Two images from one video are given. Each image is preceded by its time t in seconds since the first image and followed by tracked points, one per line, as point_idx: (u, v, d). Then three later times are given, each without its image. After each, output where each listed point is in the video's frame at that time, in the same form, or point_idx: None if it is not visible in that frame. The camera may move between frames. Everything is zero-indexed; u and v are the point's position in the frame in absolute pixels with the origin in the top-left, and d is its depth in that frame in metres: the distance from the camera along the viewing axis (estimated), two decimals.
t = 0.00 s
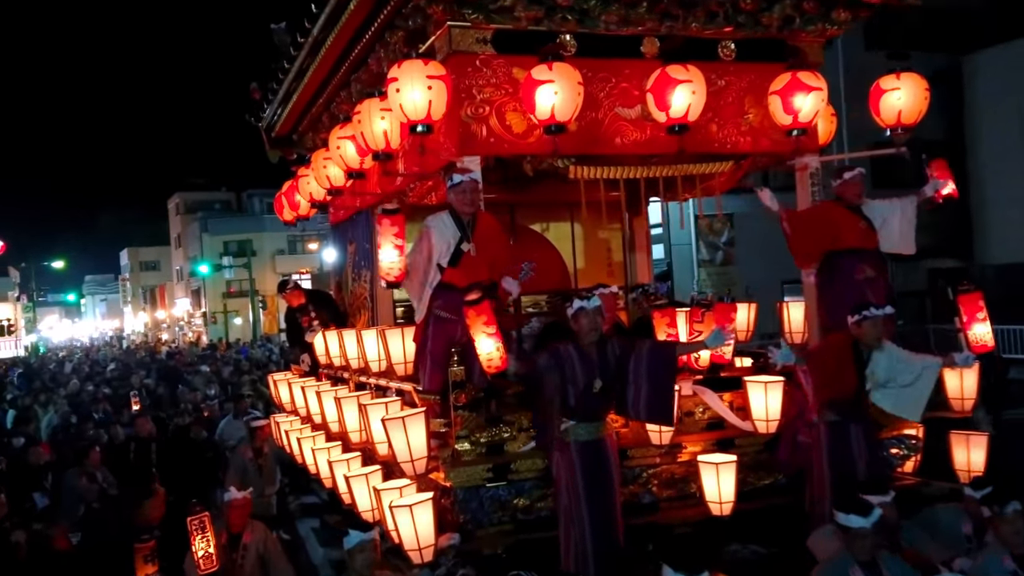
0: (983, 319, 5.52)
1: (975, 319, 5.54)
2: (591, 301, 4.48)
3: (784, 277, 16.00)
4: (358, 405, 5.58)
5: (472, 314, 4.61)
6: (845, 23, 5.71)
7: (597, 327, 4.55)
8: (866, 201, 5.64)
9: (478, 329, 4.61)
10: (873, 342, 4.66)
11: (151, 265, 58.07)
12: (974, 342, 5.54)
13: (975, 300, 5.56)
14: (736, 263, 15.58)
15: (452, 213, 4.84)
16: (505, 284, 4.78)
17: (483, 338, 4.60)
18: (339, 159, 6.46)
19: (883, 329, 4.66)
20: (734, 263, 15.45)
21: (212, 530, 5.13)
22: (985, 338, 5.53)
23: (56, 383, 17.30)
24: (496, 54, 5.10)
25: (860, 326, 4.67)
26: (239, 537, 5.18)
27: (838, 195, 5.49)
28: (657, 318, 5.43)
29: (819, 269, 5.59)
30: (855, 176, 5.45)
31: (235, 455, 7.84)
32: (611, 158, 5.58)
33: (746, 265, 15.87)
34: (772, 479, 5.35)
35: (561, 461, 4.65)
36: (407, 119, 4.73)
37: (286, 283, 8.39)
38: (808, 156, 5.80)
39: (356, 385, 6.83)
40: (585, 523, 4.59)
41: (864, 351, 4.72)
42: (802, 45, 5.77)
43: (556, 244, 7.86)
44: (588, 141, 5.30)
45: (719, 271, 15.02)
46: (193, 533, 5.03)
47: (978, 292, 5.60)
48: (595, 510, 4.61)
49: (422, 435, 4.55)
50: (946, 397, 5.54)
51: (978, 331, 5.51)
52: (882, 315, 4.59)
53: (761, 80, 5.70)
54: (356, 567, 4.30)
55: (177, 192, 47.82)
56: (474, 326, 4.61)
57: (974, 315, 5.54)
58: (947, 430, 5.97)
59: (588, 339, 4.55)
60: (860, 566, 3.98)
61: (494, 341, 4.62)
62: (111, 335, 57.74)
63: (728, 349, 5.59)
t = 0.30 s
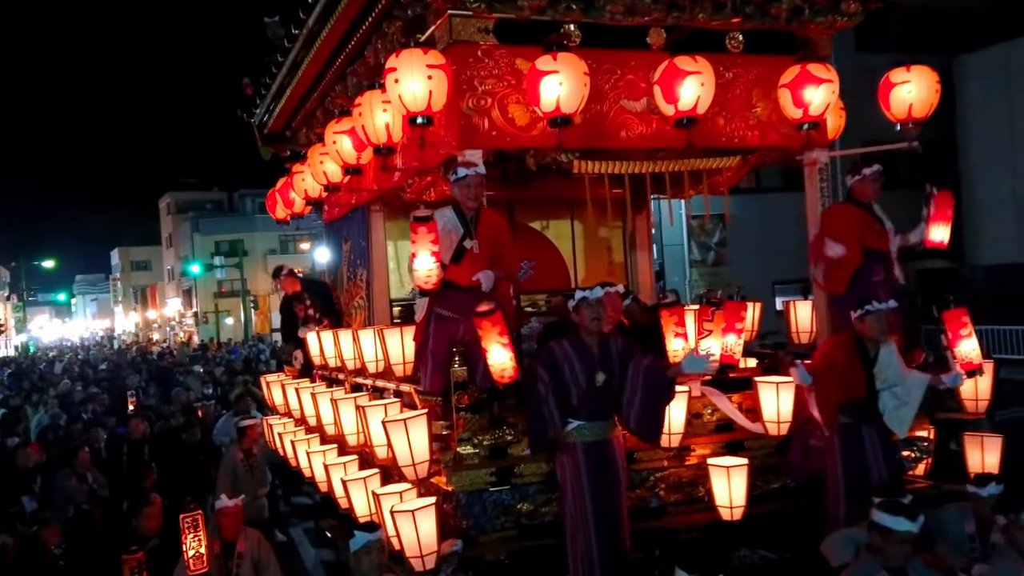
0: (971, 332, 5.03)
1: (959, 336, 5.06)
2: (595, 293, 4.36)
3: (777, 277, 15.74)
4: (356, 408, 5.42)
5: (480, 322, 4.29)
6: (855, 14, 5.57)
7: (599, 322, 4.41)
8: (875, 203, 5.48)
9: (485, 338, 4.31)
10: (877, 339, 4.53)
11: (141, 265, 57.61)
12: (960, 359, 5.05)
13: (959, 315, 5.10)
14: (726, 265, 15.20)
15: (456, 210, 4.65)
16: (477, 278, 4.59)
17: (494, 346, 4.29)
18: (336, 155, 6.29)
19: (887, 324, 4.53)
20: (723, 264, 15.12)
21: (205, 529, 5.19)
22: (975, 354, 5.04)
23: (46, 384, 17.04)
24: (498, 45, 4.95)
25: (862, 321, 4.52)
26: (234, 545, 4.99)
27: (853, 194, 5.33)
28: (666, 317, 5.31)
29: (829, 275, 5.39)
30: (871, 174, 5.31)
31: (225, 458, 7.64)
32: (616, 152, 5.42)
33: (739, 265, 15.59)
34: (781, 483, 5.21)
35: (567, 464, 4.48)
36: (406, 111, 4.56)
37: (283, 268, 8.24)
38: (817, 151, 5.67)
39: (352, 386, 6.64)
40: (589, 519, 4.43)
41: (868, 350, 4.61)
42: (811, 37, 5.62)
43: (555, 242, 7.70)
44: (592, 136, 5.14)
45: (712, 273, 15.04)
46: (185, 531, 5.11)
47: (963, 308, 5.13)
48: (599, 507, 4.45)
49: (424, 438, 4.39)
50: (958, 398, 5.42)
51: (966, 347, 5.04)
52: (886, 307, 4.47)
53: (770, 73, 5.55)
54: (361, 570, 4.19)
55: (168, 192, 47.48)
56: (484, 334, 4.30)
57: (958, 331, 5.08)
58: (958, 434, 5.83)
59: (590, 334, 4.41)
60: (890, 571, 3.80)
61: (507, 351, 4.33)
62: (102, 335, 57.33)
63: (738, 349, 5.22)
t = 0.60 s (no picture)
0: (961, 350, 5.28)
1: (949, 354, 5.29)
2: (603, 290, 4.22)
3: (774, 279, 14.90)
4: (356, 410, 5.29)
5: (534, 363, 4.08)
6: (869, 5, 5.45)
7: (608, 320, 4.28)
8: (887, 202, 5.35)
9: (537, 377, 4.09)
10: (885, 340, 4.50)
11: (135, 264, 57.25)
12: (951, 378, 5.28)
13: (948, 332, 5.30)
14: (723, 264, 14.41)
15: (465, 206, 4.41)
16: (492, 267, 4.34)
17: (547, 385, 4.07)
18: (334, 150, 6.12)
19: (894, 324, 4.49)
20: (719, 263, 14.24)
21: (197, 526, 4.80)
22: (963, 373, 5.25)
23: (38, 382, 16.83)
24: (505, 35, 4.80)
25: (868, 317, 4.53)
26: (224, 553, 4.95)
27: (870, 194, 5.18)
28: (678, 314, 5.15)
29: (859, 279, 5.05)
30: (888, 174, 5.17)
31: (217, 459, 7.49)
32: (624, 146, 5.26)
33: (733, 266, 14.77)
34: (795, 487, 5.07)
35: (575, 468, 4.31)
36: (411, 102, 4.41)
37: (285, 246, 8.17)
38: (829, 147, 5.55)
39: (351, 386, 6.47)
40: (598, 523, 4.26)
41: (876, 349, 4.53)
42: (823, 28, 5.48)
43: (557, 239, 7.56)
44: (600, 129, 4.99)
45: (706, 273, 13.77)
46: (177, 528, 4.71)
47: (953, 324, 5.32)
48: (610, 510, 4.29)
49: (429, 441, 4.23)
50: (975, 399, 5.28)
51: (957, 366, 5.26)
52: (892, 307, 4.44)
53: (782, 65, 5.41)
54: None
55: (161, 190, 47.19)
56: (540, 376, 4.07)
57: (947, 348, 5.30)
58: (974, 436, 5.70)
59: (597, 333, 4.28)
60: None
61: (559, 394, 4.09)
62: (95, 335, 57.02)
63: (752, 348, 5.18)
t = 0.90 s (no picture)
0: (951, 377, 4.50)
1: (937, 382, 4.52)
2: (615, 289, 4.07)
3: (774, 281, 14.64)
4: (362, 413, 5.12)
5: (605, 394, 3.74)
6: None
7: (619, 321, 4.14)
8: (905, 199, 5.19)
9: (603, 406, 3.78)
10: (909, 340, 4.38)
11: (134, 264, 57.05)
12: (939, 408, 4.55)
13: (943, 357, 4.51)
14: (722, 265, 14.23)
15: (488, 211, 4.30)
16: (519, 266, 4.18)
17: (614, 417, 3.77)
18: (339, 145, 5.95)
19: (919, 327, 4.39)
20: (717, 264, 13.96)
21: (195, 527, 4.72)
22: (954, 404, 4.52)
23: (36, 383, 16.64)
24: (517, 26, 4.64)
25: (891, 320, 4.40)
26: (221, 561, 4.88)
27: (884, 190, 5.00)
28: (696, 315, 5.03)
29: (879, 277, 4.90)
30: (903, 168, 4.95)
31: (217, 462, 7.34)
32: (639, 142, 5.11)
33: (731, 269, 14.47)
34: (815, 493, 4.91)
35: (592, 474, 4.15)
36: (421, 94, 4.25)
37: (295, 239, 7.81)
38: (848, 143, 5.41)
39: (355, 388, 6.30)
40: (616, 527, 4.10)
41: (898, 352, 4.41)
42: (844, 21, 5.33)
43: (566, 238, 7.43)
44: (615, 125, 4.83)
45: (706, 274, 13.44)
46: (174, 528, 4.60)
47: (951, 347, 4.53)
48: (628, 518, 4.12)
49: (440, 445, 4.07)
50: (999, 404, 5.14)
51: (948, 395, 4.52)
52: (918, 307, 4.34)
53: (801, 59, 5.26)
54: None
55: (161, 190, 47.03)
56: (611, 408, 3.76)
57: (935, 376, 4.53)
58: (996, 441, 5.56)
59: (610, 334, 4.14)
60: None
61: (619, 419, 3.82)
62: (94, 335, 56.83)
63: (773, 350, 4.99)
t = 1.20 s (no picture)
0: (977, 385, 4.24)
1: (959, 389, 4.27)
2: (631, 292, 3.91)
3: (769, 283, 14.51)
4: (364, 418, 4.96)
5: (639, 387, 3.58)
6: None
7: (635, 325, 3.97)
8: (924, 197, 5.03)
9: (632, 402, 3.62)
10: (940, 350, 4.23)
11: (129, 265, 56.70)
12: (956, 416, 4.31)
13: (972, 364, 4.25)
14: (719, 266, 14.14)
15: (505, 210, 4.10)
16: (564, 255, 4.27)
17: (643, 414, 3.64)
18: (342, 141, 5.78)
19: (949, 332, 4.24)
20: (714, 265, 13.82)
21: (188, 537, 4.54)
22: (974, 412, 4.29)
23: (30, 385, 16.43)
24: (526, 17, 4.49)
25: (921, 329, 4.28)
26: None
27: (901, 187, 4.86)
28: (710, 317, 4.86)
29: (899, 277, 4.77)
30: (921, 165, 4.82)
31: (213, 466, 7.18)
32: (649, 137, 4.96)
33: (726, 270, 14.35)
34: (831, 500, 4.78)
35: (604, 481, 4.00)
36: (428, 86, 4.11)
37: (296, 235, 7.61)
38: (863, 139, 5.27)
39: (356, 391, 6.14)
40: (630, 535, 3.95)
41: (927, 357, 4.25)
42: (860, 14, 5.20)
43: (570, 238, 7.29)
44: (626, 120, 4.69)
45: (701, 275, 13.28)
46: (166, 538, 4.46)
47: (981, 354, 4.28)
48: (642, 528, 3.96)
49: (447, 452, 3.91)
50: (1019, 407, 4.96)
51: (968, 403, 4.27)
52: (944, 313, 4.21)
53: (816, 53, 5.12)
54: None
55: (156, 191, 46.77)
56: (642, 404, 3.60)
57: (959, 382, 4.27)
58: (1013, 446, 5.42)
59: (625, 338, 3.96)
60: None
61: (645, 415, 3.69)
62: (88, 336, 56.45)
63: (788, 352, 4.89)
